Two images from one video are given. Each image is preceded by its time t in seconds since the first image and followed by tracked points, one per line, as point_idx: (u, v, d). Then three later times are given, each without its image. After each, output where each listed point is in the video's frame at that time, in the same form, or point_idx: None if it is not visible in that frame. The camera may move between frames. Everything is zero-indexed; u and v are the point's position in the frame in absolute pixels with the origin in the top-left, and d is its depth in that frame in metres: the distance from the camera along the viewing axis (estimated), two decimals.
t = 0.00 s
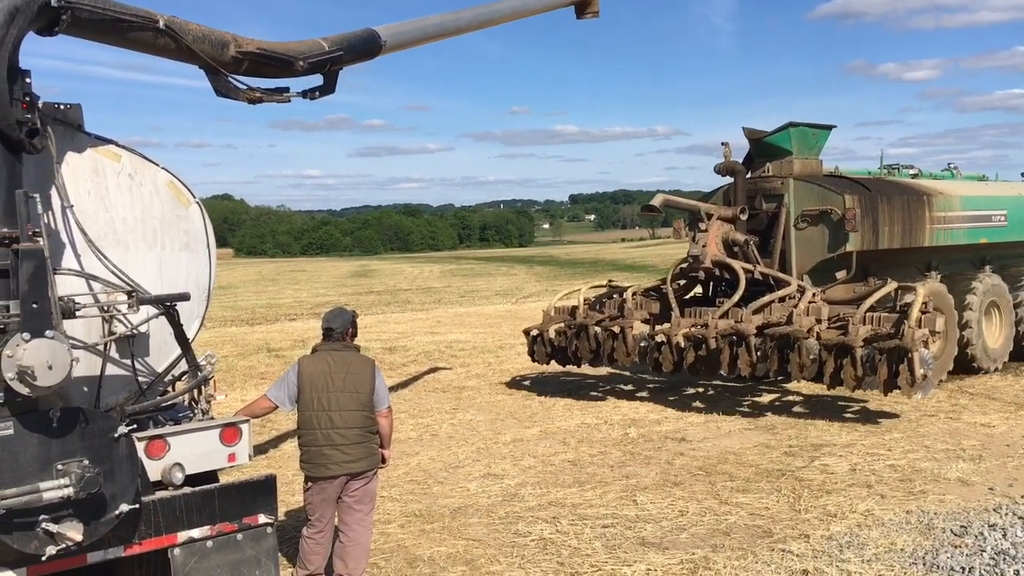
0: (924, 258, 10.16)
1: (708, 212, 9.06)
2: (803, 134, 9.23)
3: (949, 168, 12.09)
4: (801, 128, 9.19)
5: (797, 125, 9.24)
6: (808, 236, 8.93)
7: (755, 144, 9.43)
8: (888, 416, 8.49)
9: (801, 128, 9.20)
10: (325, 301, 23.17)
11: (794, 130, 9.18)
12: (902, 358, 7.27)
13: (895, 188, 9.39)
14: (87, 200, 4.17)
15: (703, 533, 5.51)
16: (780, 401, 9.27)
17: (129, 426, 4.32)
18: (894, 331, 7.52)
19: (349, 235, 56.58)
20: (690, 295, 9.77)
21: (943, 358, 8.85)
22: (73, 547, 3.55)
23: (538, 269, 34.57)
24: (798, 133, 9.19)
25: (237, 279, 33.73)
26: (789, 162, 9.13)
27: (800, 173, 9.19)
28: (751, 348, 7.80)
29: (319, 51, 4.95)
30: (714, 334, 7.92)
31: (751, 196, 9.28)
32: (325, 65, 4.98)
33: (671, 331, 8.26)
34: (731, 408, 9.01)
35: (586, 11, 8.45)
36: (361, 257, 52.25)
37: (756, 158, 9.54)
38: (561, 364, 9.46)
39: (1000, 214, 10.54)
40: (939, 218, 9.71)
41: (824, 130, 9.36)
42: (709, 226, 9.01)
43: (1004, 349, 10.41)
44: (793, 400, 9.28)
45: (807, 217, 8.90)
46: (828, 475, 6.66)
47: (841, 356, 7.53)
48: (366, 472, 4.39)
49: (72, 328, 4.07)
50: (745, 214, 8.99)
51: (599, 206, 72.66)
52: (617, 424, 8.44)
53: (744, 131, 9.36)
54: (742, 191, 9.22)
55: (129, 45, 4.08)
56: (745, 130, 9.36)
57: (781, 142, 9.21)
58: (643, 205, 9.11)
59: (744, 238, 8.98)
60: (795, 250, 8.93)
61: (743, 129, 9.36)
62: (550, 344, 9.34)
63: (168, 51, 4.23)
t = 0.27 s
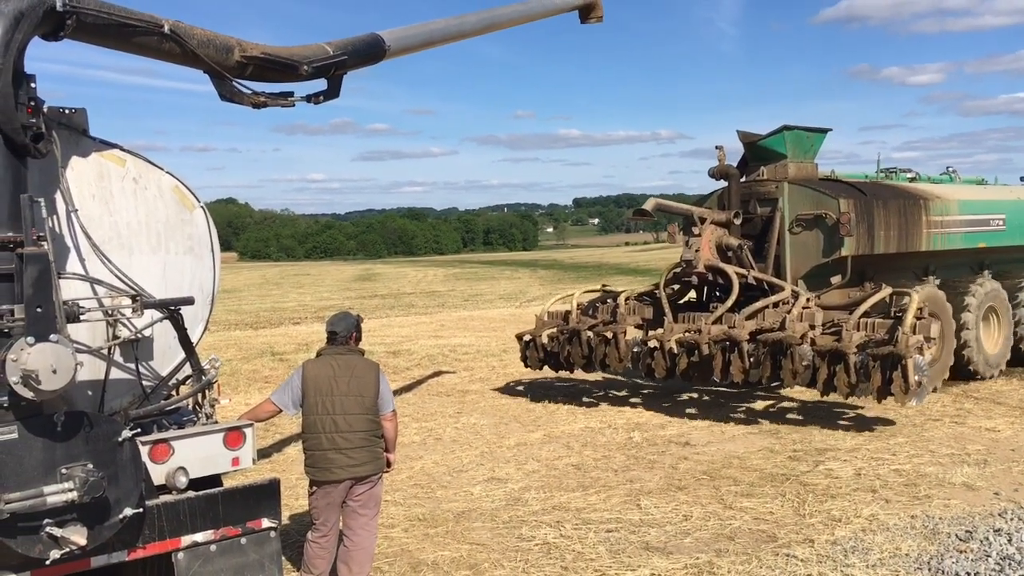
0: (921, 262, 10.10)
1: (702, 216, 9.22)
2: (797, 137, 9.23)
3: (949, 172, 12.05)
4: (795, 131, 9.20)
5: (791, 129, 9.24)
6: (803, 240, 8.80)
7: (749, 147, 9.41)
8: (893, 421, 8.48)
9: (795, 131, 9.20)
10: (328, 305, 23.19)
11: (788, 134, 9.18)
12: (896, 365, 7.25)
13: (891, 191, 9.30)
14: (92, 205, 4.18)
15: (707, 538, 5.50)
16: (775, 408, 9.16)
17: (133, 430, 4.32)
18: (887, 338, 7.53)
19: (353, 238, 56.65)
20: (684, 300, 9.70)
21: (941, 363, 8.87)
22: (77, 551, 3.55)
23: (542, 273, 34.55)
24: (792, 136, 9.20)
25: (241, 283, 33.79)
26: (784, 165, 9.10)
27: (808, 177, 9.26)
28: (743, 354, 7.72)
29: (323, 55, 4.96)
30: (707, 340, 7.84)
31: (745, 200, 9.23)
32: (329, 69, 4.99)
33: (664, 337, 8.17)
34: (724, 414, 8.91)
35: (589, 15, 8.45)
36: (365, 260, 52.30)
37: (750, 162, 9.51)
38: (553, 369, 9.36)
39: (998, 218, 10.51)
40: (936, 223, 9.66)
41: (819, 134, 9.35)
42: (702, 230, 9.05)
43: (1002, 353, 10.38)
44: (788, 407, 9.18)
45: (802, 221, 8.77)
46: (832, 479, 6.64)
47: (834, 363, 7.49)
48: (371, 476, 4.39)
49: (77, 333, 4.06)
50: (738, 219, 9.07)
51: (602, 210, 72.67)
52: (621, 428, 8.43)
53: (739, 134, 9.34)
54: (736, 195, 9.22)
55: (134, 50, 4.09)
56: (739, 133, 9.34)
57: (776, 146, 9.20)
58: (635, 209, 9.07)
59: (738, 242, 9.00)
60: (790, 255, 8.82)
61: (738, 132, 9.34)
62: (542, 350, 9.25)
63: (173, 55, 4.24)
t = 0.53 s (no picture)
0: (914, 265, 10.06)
1: (693, 219, 9.06)
2: (789, 138, 9.12)
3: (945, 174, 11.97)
4: (788, 133, 9.10)
5: (784, 130, 9.14)
6: (795, 243, 8.83)
7: (742, 149, 9.34)
8: (895, 424, 8.46)
9: (787, 133, 9.09)
10: (330, 307, 23.19)
11: (781, 135, 9.08)
12: (887, 370, 7.17)
13: (884, 194, 9.23)
14: (94, 207, 4.17)
15: (709, 541, 5.49)
16: (766, 413, 9.06)
17: (135, 432, 4.31)
18: (879, 343, 7.45)
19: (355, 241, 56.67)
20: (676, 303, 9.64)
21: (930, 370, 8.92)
22: (77, 554, 3.54)
23: (543, 275, 34.54)
24: (785, 138, 9.10)
25: (242, 285, 33.80)
26: (776, 168, 9.00)
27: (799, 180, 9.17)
28: (733, 359, 7.64)
29: (325, 58, 4.96)
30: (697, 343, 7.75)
31: (738, 202, 9.18)
32: (330, 72, 4.99)
33: (654, 340, 8.10)
34: (714, 419, 8.81)
35: (591, 18, 8.45)
36: (367, 263, 52.31)
37: (743, 164, 9.46)
38: (544, 373, 9.33)
39: (993, 221, 10.41)
40: (930, 225, 9.57)
41: (813, 136, 9.24)
42: (693, 233, 8.90)
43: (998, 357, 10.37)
44: (779, 412, 9.08)
45: (794, 224, 8.80)
46: (834, 482, 6.63)
47: (825, 368, 7.44)
48: (372, 479, 4.38)
49: (78, 334, 4.07)
50: (730, 222, 9.02)
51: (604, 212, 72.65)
52: (622, 431, 8.42)
53: (731, 135, 9.27)
54: (728, 198, 9.14)
55: (137, 52, 4.09)
56: (732, 135, 9.26)
57: (769, 148, 9.12)
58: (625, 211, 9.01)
59: (729, 246, 8.87)
60: (782, 258, 8.84)
61: (730, 133, 9.27)
62: (532, 354, 9.21)
63: (175, 58, 4.24)
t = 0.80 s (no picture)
0: (908, 269, 10.01)
1: (682, 222, 9.00)
2: (781, 142, 9.14)
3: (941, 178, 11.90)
4: (779, 136, 9.09)
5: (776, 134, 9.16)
6: (787, 247, 8.78)
7: (733, 152, 9.32)
8: (897, 428, 8.45)
9: (779, 137, 9.11)
10: (331, 310, 23.18)
11: (773, 139, 9.09)
12: (876, 376, 7.12)
13: (877, 198, 9.23)
14: (94, 209, 4.17)
15: (711, 545, 5.47)
16: (756, 419, 8.95)
17: (134, 434, 4.30)
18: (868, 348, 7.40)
19: (356, 243, 56.69)
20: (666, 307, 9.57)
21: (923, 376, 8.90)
22: (76, 557, 3.53)
23: (544, 278, 34.53)
24: (777, 140, 9.08)
25: (243, 288, 33.80)
26: (769, 170, 8.97)
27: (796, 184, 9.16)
28: (721, 364, 7.61)
29: (326, 60, 4.96)
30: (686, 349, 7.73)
31: (729, 206, 9.15)
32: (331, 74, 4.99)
33: (644, 345, 8.06)
34: (702, 425, 8.70)
35: (593, 21, 8.44)
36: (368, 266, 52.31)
37: (734, 167, 9.40)
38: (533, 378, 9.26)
39: (988, 224, 10.31)
40: (924, 229, 9.53)
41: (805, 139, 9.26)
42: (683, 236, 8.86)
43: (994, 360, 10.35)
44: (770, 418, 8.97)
45: (785, 228, 8.75)
46: (836, 486, 6.61)
47: (814, 374, 7.40)
48: (373, 483, 4.37)
49: (79, 337, 4.08)
50: (720, 225, 8.88)
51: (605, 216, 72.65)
52: (623, 434, 8.40)
53: (722, 138, 9.26)
54: (719, 201, 9.09)
55: (137, 54, 4.08)
56: (723, 138, 9.26)
57: (760, 151, 9.11)
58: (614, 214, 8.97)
59: (720, 250, 8.80)
60: (773, 263, 8.80)
61: (721, 136, 9.26)
62: (522, 358, 9.14)
63: (176, 60, 4.24)
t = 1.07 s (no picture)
0: (902, 276, 10.03)
1: (673, 228, 8.99)
2: (772, 147, 9.15)
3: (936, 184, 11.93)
4: (771, 141, 9.13)
5: (767, 139, 9.16)
6: (779, 253, 8.67)
7: (725, 157, 9.32)
8: (899, 434, 8.44)
9: (770, 141, 9.12)
10: (332, 315, 23.17)
11: (764, 144, 9.10)
12: (865, 385, 7.05)
13: (870, 204, 9.22)
14: (96, 216, 4.17)
15: (712, 552, 5.46)
16: (748, 426, 8.87)
17: (136, 441, 4.32)
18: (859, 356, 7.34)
19: (357, 249, 56.72)
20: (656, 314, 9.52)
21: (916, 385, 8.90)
22: (77, 563, 3.53)
23: (545, 284, 34.52)
24: (768, 146, 9.12)
25: (245, 293, 33.84)
26: (760, 176, 9.03)
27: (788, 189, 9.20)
28: (711, 372, 7.57)
29: (328, 66, 4.97)
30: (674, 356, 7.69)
31: (720, 211, 9.07)
32: (333, 81, 5.00)
33: (633, 353, 8.01)
34: (691, 434, 8.59)
35: (594, 27, 8.45)
36: (369, 271, 52.32)
37: (726, 172, 9.43)
38: (523, 384, 9.20)
39: (982, 231, 10.36)
40: (918, 236, 9.54)
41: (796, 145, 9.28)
42: (673, 242, 8.83)
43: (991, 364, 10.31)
44: (761, 427, 8.87)
45: (777, 233, 8.64)
46: (838, 493, 6.60)
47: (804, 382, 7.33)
48: (374, 489, 4.36)
49: (80, 343, 4.06)
50: (711, 230, 8.88)
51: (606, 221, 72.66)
52: (625, 440, 8.39)
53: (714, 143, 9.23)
54: (711, 207, 9.01)
55: (140, 60, 4.09)
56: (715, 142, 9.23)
57: (752, 156, 9.11)
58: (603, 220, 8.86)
59: (709, 255, 8.76)
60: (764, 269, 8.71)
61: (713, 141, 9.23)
62: (512, 364, 9.08)
63: (178, 66, 4.24)
